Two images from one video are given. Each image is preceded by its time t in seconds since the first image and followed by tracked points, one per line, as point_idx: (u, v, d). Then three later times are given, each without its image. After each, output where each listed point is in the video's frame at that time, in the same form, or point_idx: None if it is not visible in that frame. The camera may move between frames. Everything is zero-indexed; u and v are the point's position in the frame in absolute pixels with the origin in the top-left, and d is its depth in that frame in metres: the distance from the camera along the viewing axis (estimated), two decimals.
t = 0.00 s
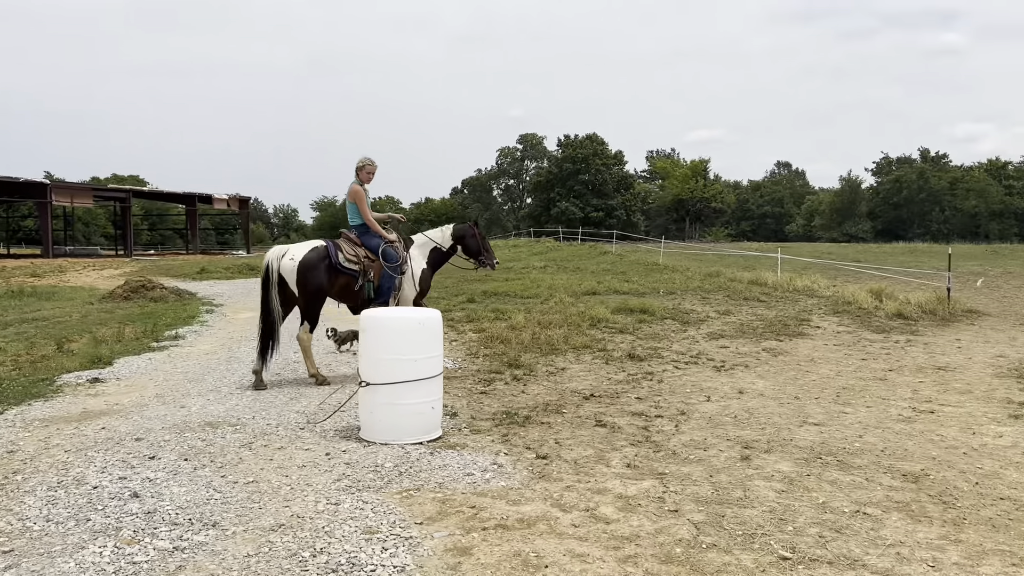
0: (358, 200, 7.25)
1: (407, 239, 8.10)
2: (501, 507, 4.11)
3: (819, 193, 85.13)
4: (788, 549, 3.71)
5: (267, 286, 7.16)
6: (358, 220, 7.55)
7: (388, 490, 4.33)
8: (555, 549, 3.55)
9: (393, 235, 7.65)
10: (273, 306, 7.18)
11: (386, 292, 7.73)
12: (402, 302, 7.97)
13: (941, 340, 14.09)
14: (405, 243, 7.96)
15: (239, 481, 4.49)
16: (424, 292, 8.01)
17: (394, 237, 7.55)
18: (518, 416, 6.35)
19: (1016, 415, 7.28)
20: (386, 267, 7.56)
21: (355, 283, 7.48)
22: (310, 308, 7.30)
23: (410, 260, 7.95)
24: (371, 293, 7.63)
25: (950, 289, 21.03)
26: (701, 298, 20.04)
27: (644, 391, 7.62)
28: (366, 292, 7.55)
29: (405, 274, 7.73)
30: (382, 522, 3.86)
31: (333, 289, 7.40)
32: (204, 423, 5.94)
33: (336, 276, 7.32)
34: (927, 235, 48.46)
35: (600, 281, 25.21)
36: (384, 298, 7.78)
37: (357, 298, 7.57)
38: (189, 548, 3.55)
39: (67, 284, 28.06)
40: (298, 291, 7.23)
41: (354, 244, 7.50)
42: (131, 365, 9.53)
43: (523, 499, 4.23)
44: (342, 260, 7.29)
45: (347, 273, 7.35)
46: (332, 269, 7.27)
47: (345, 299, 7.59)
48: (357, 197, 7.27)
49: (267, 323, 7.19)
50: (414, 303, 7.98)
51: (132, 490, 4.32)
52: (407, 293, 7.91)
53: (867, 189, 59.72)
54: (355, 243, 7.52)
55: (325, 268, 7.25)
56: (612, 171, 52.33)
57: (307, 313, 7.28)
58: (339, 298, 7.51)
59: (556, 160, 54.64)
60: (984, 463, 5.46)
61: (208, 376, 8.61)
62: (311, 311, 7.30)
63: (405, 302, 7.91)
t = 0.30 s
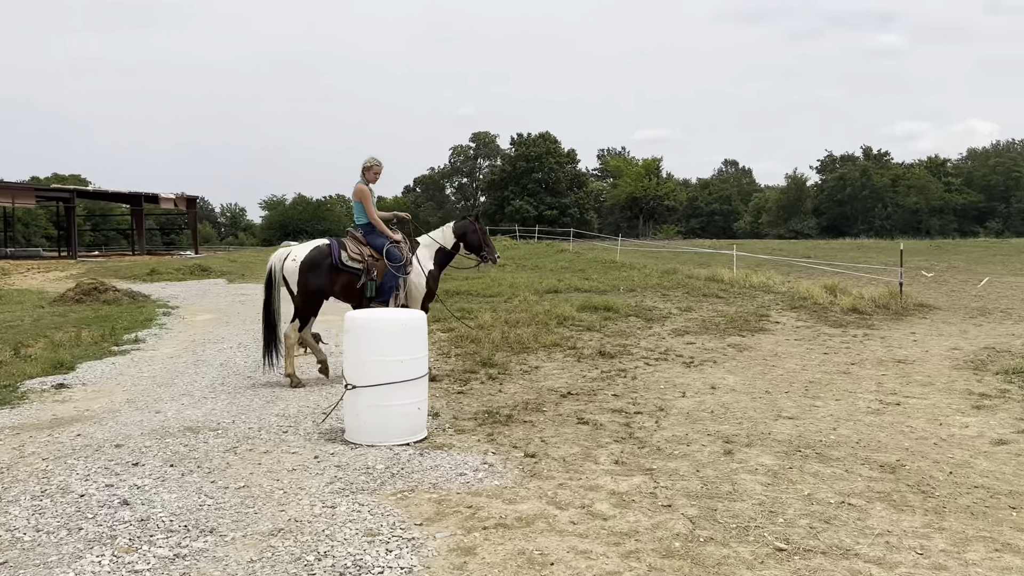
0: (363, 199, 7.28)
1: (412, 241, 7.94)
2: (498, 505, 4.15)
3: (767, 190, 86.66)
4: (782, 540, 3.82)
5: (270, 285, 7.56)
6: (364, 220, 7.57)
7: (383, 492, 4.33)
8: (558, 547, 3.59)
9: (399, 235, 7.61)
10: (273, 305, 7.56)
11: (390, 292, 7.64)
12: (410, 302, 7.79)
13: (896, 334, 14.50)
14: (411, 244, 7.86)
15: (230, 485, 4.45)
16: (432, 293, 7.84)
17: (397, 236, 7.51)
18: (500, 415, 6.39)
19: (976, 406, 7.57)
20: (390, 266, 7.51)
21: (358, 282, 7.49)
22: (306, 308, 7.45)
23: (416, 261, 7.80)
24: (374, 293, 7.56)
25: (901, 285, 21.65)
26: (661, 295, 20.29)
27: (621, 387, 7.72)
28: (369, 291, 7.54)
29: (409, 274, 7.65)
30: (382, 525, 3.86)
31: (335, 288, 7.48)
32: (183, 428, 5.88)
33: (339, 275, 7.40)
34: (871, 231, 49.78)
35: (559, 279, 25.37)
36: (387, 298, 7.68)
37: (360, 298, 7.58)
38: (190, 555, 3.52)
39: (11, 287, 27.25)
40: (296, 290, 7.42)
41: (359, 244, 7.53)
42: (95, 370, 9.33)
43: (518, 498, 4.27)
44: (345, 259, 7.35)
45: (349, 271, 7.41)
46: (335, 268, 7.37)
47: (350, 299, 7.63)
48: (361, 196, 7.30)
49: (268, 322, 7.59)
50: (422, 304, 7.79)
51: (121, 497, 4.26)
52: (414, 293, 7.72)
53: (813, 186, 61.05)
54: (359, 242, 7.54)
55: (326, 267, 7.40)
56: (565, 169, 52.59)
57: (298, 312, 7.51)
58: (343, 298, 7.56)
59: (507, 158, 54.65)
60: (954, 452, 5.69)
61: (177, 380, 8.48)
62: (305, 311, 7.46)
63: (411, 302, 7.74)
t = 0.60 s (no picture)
0: (367, 201, 7.32)
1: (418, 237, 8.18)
2: (489, 496, 4.20)
3: (715, 187, 87.90)
4: (771, 522, 3.94)
5: (275, 281, 7.57)
6: (369, 219, 7.59)
7: (374, 486, 4.35)
8: (557, 534, 3.65)
9: (404, 234, 7.66)
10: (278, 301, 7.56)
11: (396, 290, 7.77)
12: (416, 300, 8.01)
13: (850, 326, 14.89)
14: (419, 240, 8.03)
15: (217, 483, 4.42)
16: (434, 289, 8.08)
17: (403, 236, 7.56)
18: (479, 409, 6.45)
19: (935, 393, 7.86)
20: (396, 266, 7.60)
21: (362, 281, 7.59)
22: (306, 306, 7.44)
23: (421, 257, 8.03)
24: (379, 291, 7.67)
25: (851, 278, 22.20)
26: (619, 290, 20.51)
27: (596, 380, 7.83)
28: (375, 290, 7.65)
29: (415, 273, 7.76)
30: (378, 517, 3.87)
31: (340, 287, 7.55)
32: (159, 427, 5.80)
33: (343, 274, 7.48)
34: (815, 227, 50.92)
35: (517, 275, 25.47)
36: (395, 296, 7.80)
37: (365, 296, 7.68)
38: (189, 551, 3.49)
39: None
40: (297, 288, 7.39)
41: (364, 243, 7.60)
42: (54, 371, 9.11)
43: (509, 488, 4.32)
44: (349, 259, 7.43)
45: (354, 271, 7.48)
46: (339, 269, 7.43)
47: (355, 296, 7.74)
48: (366, 196, 7.32)
49: (276, 314, 7.65)
50: (427, 300, 8.02)
51: (108, 497, 4.19)
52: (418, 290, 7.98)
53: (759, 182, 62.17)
54: (365, 241, 7.61)
55: (329, 266, 7.41)
56: (517, 166, 52.68)
57: (297, 309, 7.49)
58: (348, 296, 7.66)
59: (457, 155, 54.51)
60: (921, 436, 5.93)
61: (143, 380, 8.34)
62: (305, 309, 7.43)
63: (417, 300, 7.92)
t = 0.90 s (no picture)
0: (373, 197, 7.45)
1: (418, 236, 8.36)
2: (481, 490, 4.25)
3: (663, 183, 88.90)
4: (758, 510, 4.06)
5: (282, 283, 7.43)
6: (371, 216, 7.69)
7: (364, 484, 4.37)
8: (554, 526, 3.72)
9: (405, 232, 7.81)
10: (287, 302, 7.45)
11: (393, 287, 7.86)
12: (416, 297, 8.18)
13: (804, 318, 15.26)
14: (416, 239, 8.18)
15: (204, 485, 4.39)
16: (434, 288, 8.27)
17: (405, 233, 7.73)
18: (458, 406, 6.49)
19: (894, 381, 8.14)
20: (398, 262, 7.70)
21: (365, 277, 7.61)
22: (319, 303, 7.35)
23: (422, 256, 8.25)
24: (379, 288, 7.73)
25: (801, 271, 22.71)
26: (578, 285, 20.68)
27: (569, 374, 7.93)
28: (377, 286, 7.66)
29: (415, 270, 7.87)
30: (374, 514, 3.89)
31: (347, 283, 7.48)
32: (134, 429, 5.72)
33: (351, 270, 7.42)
34: (760, 222, 51.91)
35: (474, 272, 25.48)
36: (392, 294, 7.90)
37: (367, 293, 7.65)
38: (187, 553, 3.48)
39: None
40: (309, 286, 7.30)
41: (365, 240, 7.66)
42: (11, 375, 8.87)
43: (500, 483, 4.37)
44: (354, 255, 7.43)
45: (357, 268, 7.49)
46: (345, 265, 7.37)
47: (356, 293, 7.76)
48: (370, 193, 7.48)
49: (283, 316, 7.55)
50: (428, 298, 8.20)
51: (95, 501, 4.13)
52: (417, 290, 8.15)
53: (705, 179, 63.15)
54: (366, 238, 7.68)
55: (337, 261, 7.32)
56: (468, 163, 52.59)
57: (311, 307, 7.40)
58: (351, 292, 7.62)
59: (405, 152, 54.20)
60: (886, 424, 6.14)
61: (107, 382, 8.19)
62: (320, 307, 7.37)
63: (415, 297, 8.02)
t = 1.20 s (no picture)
0: (363, 190, 7.43)
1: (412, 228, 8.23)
2: (463, 482, 4.25)
3: (607, 176, 89.55)
4: (735, 494, 4.14)
5: (271, 279, 7.38)
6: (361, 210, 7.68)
7: (344, 479, 4.33)
8: (540, 515, 3.74)
9: (395, 225, 7.80)
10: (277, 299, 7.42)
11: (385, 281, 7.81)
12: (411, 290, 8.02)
13: (756, 308, 15.56)
14: (408, 231, 8.13)
15: (179, 483, 4.30)
16: (431, 279, 8.06)
17: (394, 226, 7.72)
18: (427, 400, 6.47)
19: (849, 368, 8.36)
20: (387, 256, 7.69)
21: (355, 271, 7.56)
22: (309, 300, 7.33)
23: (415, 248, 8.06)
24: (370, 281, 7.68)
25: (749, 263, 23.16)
26: (531, 279, 20.76)
27: (536, 367, 7.96)
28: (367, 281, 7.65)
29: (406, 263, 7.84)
30: (358, 509, 3.87)
31: (337, 279, 7.46)
32: (99, 429, 5.58)
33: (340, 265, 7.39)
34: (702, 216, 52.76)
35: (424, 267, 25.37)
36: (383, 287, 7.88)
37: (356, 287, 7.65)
38: (172, 552, 3.41)
39: None
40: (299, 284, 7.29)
41: (355, 234, 7.64)
42: None
43: (481, 474, 4.38)
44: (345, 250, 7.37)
45: (348, 263, 7.44)
46: (335, 261, 7.34)
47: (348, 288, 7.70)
48: (362, 186, 7.47)
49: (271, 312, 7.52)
50: (423, 291, 8.01)
51: (66, 502, 4.02)
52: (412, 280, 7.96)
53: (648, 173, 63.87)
54: (356, 232, 7.66)
55: (326, 257, 7.30)
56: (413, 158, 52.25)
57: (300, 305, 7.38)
58: (341, 287, 7.61)
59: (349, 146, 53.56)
60: (847, 409, 6.31)
61: (60, 382, 7.95)
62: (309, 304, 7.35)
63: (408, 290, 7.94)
